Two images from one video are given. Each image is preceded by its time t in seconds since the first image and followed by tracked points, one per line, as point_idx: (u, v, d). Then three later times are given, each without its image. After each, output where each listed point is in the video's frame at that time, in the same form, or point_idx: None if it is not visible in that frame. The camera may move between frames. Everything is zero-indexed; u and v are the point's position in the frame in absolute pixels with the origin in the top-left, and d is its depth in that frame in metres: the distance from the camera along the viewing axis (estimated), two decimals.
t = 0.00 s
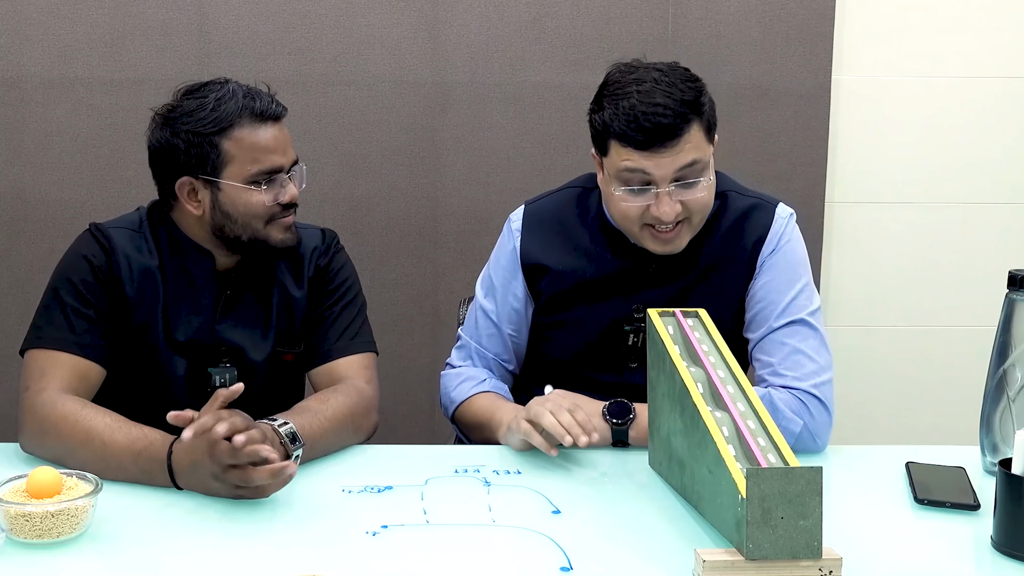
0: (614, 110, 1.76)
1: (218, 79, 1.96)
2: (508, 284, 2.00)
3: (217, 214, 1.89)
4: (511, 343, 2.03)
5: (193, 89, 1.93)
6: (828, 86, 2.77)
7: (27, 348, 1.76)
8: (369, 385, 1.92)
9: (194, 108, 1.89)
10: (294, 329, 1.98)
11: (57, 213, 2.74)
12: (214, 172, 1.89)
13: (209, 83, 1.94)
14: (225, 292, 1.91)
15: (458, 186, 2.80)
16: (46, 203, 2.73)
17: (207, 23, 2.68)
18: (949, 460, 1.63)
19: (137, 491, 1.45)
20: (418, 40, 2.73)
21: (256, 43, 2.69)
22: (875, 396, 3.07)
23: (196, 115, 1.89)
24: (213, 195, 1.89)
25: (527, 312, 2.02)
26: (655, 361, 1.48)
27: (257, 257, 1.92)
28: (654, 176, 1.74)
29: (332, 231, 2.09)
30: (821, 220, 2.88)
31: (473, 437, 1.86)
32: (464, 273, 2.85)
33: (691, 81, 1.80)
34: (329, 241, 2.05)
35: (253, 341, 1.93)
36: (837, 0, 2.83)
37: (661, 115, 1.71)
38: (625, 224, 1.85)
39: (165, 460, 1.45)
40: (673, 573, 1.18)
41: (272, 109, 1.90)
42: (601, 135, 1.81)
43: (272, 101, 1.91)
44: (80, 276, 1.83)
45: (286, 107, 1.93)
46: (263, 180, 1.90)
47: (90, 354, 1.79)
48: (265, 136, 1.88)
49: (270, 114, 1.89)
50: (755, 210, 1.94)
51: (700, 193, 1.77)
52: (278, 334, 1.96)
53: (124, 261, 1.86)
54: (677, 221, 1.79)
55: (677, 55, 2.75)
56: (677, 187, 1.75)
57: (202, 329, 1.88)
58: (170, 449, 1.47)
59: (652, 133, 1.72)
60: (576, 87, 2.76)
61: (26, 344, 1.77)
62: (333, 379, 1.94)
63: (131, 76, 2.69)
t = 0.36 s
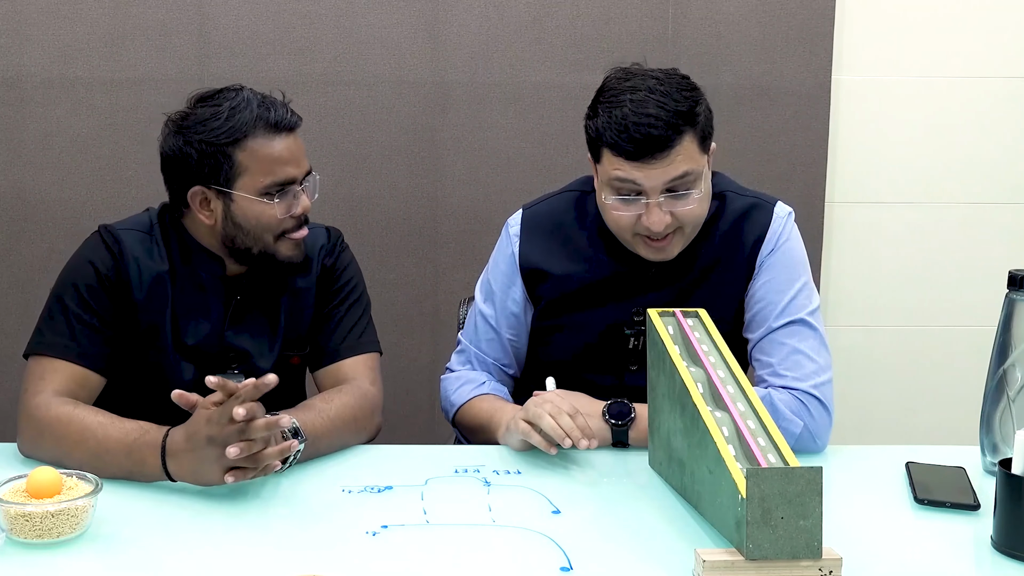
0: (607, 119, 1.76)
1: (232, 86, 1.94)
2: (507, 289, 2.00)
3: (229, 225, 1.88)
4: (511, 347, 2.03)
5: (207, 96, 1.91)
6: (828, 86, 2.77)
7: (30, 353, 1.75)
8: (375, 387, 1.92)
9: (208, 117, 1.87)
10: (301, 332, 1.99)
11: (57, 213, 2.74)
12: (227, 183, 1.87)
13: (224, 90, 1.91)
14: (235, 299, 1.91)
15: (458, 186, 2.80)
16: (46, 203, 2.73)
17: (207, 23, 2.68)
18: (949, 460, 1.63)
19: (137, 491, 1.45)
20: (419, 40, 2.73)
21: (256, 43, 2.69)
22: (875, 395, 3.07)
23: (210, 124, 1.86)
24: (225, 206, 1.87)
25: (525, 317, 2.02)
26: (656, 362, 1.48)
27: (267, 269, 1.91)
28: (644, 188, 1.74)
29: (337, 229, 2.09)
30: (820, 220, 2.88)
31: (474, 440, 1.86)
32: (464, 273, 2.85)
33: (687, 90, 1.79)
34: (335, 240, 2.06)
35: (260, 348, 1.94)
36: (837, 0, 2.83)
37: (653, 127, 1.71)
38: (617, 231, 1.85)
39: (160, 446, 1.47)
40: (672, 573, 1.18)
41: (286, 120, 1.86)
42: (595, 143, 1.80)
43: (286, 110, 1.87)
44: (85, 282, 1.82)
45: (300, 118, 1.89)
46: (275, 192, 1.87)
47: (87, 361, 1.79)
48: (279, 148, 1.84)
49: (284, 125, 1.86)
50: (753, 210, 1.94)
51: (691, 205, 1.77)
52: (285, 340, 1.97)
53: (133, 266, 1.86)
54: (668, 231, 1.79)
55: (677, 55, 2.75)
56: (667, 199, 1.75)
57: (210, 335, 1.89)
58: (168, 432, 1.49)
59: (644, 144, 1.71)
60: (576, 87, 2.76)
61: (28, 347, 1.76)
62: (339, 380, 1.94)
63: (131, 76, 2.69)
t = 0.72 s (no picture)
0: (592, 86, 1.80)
1: (229, 86, 1.94)
2: (508, 285, 2.01)
3: (226, 224, 1.87)
4: (513, 344, 2.03)
5: (205, 96, 1.91)
6: (828, 85, 2.77)
7: (30, 355, 1.76)
8: (373, 385, 1.92)
9: (205, 117, 1.87)
10: (301, 332, 1.99)
11: (57, 213, 2.74)
12: (224, 183, 1.87)
13: (222, 89, 1.91)
14: (233, 299, 1.91)
15: (458, 186, 2.80)
16: (46, 203, 2.73)
17: (207, 24, 2.68)
18: (949, 461, 1.63)
19: (138, 491, 1.45)
20: (419, 40, 2.73)
21: (257, 43, 2.69)
22: (875, 395, 3.07)
23: (207, 124, 1.86)
24: (223, 206, 1.87)
25: (527, 314, 2.03)
26: (655, 362, 1.48)
27: (264, 267, 1.92)
28: (616, 154, 1.76)
29: (336, 228, 2.09)
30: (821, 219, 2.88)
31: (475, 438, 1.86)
32: (464, 273, 2.85)
33: (680, 69, 1.82)
34: (334, 239, 2.06)
35: (259, 349, 1.94)
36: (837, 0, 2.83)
37: (629, 92, 1.74)
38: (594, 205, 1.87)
39: (161, 447, 1.47)
40: (673, 573, 1.18)
41: (285, 120, 1.87)
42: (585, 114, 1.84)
43: (285, 111, 1.88)
44: (83, 283, 1.83)
45: (299, 118, 1.90)
46: (272, 192, 1.87)
47: (90, 363, 1.80)
48: (277, 148, 1.85)
49: (283, 125, 1.86)
50: (754, 208, 1.95)
51: (659, 177, 1.78)
52: (284, 339, 1.97)
53: (131, 266, 1.86)
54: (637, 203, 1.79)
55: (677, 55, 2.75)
56: (636, 167, 1.76)
57: (210, 335, 1.89)
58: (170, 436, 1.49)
59: (621, 109, 1.75)
60: (576, 87, 2.76)
61: (31, 348, 1.77)
62: (337, 380, 1.94)
63: (131, 76, 2.69)
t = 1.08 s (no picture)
0: (607, 78, 1.83)
1: (214, 84, 1.95)
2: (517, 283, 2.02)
3: (211, 221, 1.88)
4: (520, 342, 2.04)
5: (189, 95, 1.92)
6: (828, 85, 2.77)
7: (26, 356, 1.76)
8: (372, 385, 1.93)
9: (188, 116, 1.88)
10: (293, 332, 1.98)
11: (57, 213, 2.74)
12: (209, 180, 1.88)
13: (206, 88, 1.92)
14: (223, 297, 1.91)
15: (458, 186, 2.80)
16: (46, 203, 2.73)
17: (207, 24, 2.68)
18: (949, 461, 1.63)
19: (137, 491, 1.45)
20: (419, 39, 2.73)
21: (257, 43, 2.69)
22: (876, 396, 3.07)
23: (190, 121, 1.87)
24: (208, 204, 1.88)
25: (535, 311, 2.03)
26: (656, 361, 1.48)
27: (253, 264, 1.92)
28: (639, 140, 1.78)
29: (328, 228, 2.09)
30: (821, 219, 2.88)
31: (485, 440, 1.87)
32: (464, 273, 2.85)
33: (691, 59, 1.85)
34: (326, 240, 2.06)
35: (251, 347, 1.93)
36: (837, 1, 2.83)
37: (649, 78, 1.77)
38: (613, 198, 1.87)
39: (162, 450, 1.47)
40: (672, 573, 1.18)
41: (268, 116, 1.88)
42: (598, 107, 1.86)
43: (268, 107, 1.89)
44: (76, 282, 1.83)
45: (283, 114, 1.91)
46: (257, 188, 1.88)
47: (85, 361, 1.80)
48: (260, 143, 1.86)
49: (266, 121, 1.88)
50: (760, 210, 1.96)
51: (684, 162, 1.79)
52: (276, 338, 1.96)
53: (121, 266, 1.86)
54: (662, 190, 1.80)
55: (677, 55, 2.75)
56: (660, 152, 1.78)
57: (202, 334, 1.88)
58: (171, 439, 1.49)
59: (641, 95, 1.77)
60: (576, 87, 2.76)
61: (26, 352, 1.77)
62: (337, 380, 1.94)
63: (131, 76, 2.69)
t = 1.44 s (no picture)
0: (633, 71, 1.83)
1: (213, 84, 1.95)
2: (529, 268, 2.02)
3: (209, 222, 1.88)
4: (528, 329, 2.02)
5: (188, 95, 1.92)
6: (828, 85, 2.77)
7: (26, 356, 1.76)
8: (373, 385, 1.93)
9: (185, 116, 1.88)
10: (293, 333, 1.98)
11: (57, 213, 2.74)
12: (207, 181, 1.88)
13: (204, 87, 1.92)
14: (221, 297, 1.91)
15: (458, 185, 2.80)
16: (46, 203, 2.73)
17: (207, 23, 2.68)
18: (949, 461, 1.62)
19: (137, 491, 1.45)
20: (419, 39, 2.73)
21: (256, 43, 2.69)
22: (876, 396, 3.07)
23: (188, 121, 1.87)
24: (205, 204, 1.88)
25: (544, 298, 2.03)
26: (655, 361, 1.48)
27: (251, 265, 1.92)
28: (661, 136, 1.78)
29: (329, 228, 2.09)
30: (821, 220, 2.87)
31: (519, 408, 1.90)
32: (464, 273, 2.85)
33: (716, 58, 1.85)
34: (327, 240, 2.06)
35: (252, 347, 1.93)
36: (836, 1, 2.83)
37: (676, 74, 1.77)
38: (630, 191, 1.87)
39: (162, 450, 1.47)
40: (672, 573, 1.18)
41: (266, 115, 1.87)
42: (621, 100, 1.87)
43: (266, 106, 1.89)
44: (76, 282, 1.83)
45: (281, 113, 1.91)
46: (254, 187, 1.88)
47: (84, 361, 1.80)
48: (257, 144, 1.86)
49: (263, 121, 1.87)
50: (771, 211, 1.96)
51: (706, 160, 1.79)
52: (275, 337, 1.96)
53: (121, 267, 1.86)
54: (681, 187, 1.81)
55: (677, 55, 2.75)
56: (682, 149, 1.78)
57: (202, 334, 1.89)
58: (170, 439, 1.49)
59: (668, 90, 1.78)
60: (576, 87, 2.76)
61: (26, 353, 1.77)
62: (337, 379, 1.94)
63: (131, 76, 2.69)
